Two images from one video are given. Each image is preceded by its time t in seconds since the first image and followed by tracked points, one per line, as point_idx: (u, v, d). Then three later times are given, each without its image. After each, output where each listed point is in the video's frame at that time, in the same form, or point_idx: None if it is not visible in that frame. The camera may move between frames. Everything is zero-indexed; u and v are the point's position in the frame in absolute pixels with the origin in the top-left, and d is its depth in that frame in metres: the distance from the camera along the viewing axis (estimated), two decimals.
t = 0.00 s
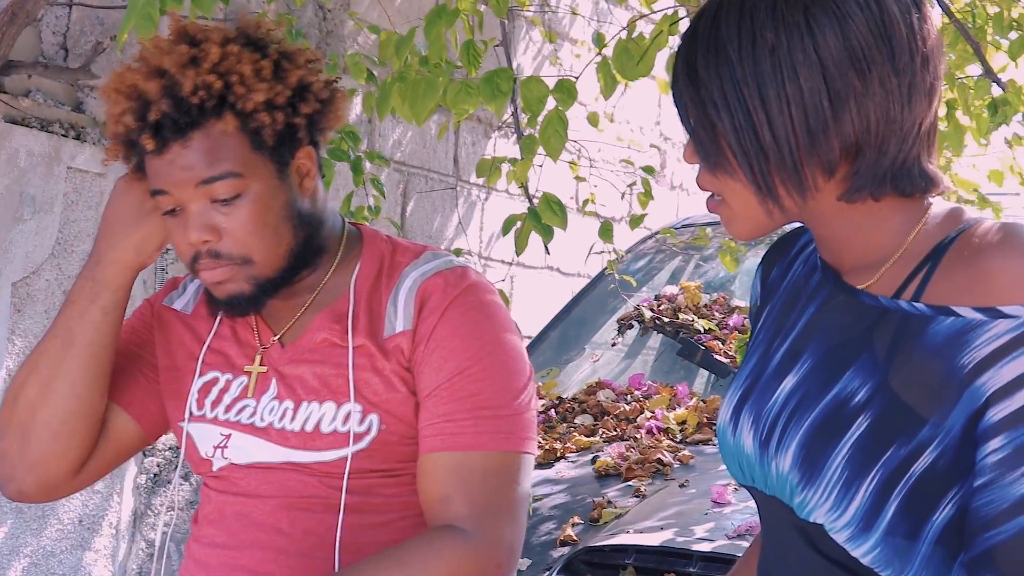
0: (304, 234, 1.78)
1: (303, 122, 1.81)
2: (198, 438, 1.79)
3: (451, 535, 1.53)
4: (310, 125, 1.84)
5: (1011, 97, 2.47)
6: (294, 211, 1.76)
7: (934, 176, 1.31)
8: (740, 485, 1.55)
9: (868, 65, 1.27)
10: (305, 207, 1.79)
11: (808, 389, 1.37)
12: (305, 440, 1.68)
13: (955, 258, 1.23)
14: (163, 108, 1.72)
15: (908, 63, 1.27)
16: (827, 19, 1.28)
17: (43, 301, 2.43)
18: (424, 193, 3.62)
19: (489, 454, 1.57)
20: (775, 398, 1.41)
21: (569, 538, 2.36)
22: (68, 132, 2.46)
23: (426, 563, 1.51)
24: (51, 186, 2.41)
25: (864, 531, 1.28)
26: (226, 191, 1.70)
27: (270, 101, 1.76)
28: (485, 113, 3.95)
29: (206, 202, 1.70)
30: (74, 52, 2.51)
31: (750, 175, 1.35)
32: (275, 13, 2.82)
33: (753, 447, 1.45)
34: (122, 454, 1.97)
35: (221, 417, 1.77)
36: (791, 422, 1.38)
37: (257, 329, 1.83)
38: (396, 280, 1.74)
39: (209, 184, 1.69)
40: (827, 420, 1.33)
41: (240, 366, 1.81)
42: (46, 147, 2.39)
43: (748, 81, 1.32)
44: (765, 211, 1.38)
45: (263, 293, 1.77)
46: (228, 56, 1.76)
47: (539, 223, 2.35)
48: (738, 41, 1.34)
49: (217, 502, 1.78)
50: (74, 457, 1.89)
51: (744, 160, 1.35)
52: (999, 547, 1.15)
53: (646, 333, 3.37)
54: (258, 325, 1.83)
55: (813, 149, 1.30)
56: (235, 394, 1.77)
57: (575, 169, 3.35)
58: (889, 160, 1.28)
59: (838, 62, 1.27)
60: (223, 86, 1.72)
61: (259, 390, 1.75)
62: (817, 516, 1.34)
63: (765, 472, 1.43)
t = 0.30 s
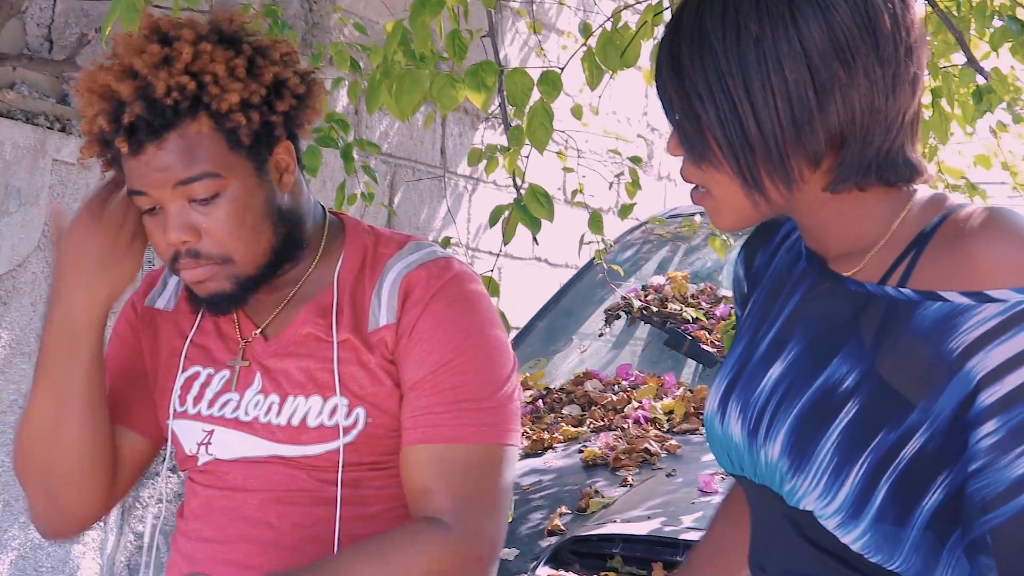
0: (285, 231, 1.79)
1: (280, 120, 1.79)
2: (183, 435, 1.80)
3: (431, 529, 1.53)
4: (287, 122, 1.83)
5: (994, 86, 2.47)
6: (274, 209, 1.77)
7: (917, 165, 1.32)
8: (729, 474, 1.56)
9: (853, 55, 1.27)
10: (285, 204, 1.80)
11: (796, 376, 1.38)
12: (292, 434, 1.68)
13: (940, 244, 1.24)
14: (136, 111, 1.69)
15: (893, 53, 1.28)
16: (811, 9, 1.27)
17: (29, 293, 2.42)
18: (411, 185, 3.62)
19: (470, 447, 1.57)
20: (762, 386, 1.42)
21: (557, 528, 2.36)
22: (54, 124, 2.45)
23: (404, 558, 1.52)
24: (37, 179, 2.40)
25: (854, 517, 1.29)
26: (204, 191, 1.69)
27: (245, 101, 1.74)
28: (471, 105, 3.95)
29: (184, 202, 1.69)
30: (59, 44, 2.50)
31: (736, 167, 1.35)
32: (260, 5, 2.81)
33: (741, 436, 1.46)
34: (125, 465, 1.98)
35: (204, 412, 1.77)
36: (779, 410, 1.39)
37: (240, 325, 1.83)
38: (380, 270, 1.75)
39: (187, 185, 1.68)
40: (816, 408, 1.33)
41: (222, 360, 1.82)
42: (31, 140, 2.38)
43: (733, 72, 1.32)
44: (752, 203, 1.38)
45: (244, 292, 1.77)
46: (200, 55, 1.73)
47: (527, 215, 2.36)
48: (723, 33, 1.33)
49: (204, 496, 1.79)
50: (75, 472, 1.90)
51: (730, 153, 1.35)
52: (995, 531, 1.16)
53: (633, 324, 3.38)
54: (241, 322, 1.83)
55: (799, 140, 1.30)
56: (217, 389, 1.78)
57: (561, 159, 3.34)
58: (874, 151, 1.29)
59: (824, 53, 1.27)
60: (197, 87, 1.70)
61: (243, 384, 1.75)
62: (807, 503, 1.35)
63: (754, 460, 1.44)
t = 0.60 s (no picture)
0: (286, 227, 1.79)
1: (292, 114, 1.82)
2: (174, 443, 1.79)
3: (419, 522, 1.51)
4: (299, 117, 1.86)
5: (977, 93, 2.47)
6: (278, 204, 1.78)
7: (890, 175, 1.35)
8: (710, 480, 1.57)
9: (830, 68, 1.28)
10: (288, 200, 1.81)
11: (776, 383, 1.39)
12: (285, 437, 1.68)
13: (916, 252, 1.26)
14: (153, 91, 1.70)
15: (869, 66, 1.30)
16: (789, 22, 1.28)
17: (14, 296, 2.35)
18: (398, 188, 3.62)
19: (458, 445, 1.57)
20: (743, 393, 1.43)
21: (543, 533, 2.37)
22: (39, 128, 2.40)
23: (394, 549, 1.48)
24: (23, 181, 2.36)
25: (836, 523, 1.31)
26: (210, 178, 1.71)
27: (261, 91, 1.76)
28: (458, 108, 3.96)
29: (190, 187, 1.70)
30: (45, 47, 2.49)
31: (715, 179, 1.36)
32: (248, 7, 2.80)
33: (723, 443, 1.47)
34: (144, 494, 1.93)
35: (195, 420, 1.76)
36: (760, 417, 1.40)
37: (233, 328, 1.84)
38: (369, 273, 1.76)
39: (195, 169, 1.70)
40: (797, 415, 1.35)
41: (210, 367, 1.80)
42: (18, 143, 2.34)
43: (711, 84, 1.32)
44: (730, 215, 1.39)
45: (245, 285, 1.77)
46: (220, 44, 1.76)
47: (514, 221, 2.37)
48: (701, 44, 1.34)
49: (195, 501, 1.78)
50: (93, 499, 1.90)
51: (709, 166, 1.36)
52: (976, 534, 1.20)
53: (620, 328, 3.38)
54: (234, 325, 1.84)
55: (778, 151, 1.31)
56: (207, 395, 1.77)
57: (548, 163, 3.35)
58: (850, 162, 1.31)
59: (801, 65, 1.28)
60: (215, 73, 1.72)
61: (231, 391, 1.75)
62: (789, 509, 1.36)
63: (735, 467, 1.45)
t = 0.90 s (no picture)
0: (271, 224, 1.79)
1: (275, 107, 1.82)
2: (171, 439, 1.79)
3: (511, 520, 1.56)
4: (283, 111, 1.85)
5: (974, 90, 2.47)
6: (263, 199, 1.77)
7: (873, 175, 1.37)
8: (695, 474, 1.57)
9: (818, 70, 1.29)
10: (275, 196, 1.80)
11: (761, 377, 1.39)
12: (283, 433, 1.68)
13: (903, 251, 1.28)
14: (135, 86, 1.71)
15: (855, 68, 1.30)
16: (777, 25, 1.29)
17: (13, 296, 2.36)
18: (395, 187, 3.62)
19: (514, 436, 1.60)
20: (729, 387, 1.43)
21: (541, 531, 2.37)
22: (36, 127, 2.39)
23: (495, 551, 1.53)
24: (20, 180, 2.36)
25: (818, 515, 1.32)
26: (194, 173, 1.70)
27: (243, 84, 1.76)
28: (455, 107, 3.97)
29: (174, 183, 1.70)
30: (41, 47, 2.48)
31: (702, 176, 1.36)
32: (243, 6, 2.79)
33: (709, 436, 1.47)
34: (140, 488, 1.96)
35: (195, 417, 1.75)
36: (745, 410, 1.40)
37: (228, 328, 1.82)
38: (371, 271, 1.76)
39: (179, 166, 1.70)
40: (781, 408, 1.35)
41: (208, 366, 1.80)
42: (13, 142, 2.34)
43: (700, 84, 1.33)
44: (717, 212, 1.40)
45: (232, 281, 1.77)
46: (202, 39, 1.76)
47: (513, 218, 2.37)
48: (690, 45, 1.34)
49: (192, 500, 1.79)
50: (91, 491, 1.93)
51: (697, 164, 1.36)
52: (957, 528, 1.21)
53: (616, 326, 3.43)
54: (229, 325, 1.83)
55: (765, 152, 1.32)
56: (205, 393, 1.76)
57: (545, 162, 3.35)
58: (835, 162, 1.33)
59: (789, 68, 1.29)
60: (196, 68, 1.73)
61: (230, 387, 1.75)
62: (772, 501, 1.37)
63: (721, 460, 1.45)
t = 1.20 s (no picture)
0: (275, 223, 1.80)
1: (274, 107, 1.82)
2: (174, 434, 1.79)
3: (500, 522, 1.59)
4: (281, 109, 1.85)
5: (974, 92, 2.48)
6: (265, 199, 1.78)
7: (859, 180, 1.37)
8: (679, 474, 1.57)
9: (805, 77, 1.29)
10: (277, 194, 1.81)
11: (744, 376, 1.40)
12: (283, 426, 1.68)
13: (883, 254, 1.30)
14: (136, 86, 1.72)
15: (841, 76, 1.30)
16: (766, 32, 1.29)
17: (13, 291, 2.35)
18: (394, 185, 3.62)
19: (505, 438, 1.63)
20: (713, 386, 1.44)
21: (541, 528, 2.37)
22: (37, 122, 2.40)
23: (486, 553, 1.57)
24: (20, 176, 2.34)
25: (798, 513, 1.32)
26: (195, 173, 1.70)
27: (241, 84, 1.77)
28: (454, 106, 3.97)
29: (175, 181, 1.70)
30: (42, 42, 2.47)
31: (690, 179, 1.36)
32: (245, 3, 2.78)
33: (692, 435, 1.47)
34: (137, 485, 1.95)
35: (197, 412, 1.76)
36: (728, 409, 1.41)
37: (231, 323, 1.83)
38: (371, 269, 1.77)
39: (179, 164, 1.70)
40: (762, 407, 1.36)
41: (211, 360, 1.80)
42: (15, 137, 2.33)
43: (689, 89, 1.33)
44: (704, 216, 1.40)
45: (240, 281, 1.78)
46: (202, 39, 1.77)
47: (514, 216, 2.37)
48: (679, 50, 1.33)
49: (192, 493, 1.78)
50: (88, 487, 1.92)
51: (684, 167, 1.36)
52: (934, 526, 1.21)
53: (615, 325, 3.42)
54: (232, 320, 1.84)
55: (752, 156, 1.32)
56: (208, 387, 1.76)
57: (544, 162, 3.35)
58: (821, 167, 1.33)
59: (777, 74, 1.28)
60: (196, 68, 1.73)
61: (233, 382, 1.75)
62: (752, 500, 1.37)
63: (704, 459, 1.45)
